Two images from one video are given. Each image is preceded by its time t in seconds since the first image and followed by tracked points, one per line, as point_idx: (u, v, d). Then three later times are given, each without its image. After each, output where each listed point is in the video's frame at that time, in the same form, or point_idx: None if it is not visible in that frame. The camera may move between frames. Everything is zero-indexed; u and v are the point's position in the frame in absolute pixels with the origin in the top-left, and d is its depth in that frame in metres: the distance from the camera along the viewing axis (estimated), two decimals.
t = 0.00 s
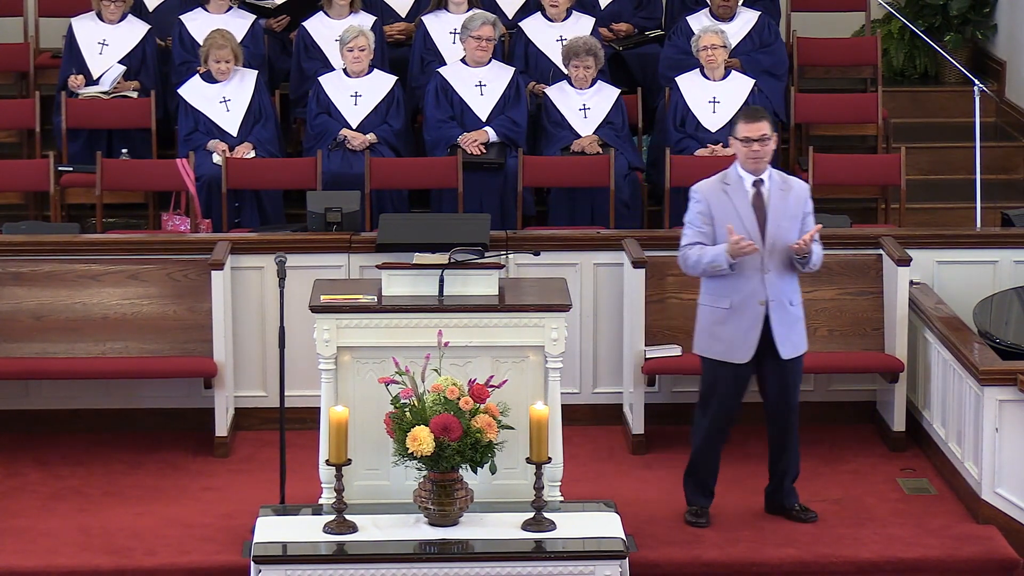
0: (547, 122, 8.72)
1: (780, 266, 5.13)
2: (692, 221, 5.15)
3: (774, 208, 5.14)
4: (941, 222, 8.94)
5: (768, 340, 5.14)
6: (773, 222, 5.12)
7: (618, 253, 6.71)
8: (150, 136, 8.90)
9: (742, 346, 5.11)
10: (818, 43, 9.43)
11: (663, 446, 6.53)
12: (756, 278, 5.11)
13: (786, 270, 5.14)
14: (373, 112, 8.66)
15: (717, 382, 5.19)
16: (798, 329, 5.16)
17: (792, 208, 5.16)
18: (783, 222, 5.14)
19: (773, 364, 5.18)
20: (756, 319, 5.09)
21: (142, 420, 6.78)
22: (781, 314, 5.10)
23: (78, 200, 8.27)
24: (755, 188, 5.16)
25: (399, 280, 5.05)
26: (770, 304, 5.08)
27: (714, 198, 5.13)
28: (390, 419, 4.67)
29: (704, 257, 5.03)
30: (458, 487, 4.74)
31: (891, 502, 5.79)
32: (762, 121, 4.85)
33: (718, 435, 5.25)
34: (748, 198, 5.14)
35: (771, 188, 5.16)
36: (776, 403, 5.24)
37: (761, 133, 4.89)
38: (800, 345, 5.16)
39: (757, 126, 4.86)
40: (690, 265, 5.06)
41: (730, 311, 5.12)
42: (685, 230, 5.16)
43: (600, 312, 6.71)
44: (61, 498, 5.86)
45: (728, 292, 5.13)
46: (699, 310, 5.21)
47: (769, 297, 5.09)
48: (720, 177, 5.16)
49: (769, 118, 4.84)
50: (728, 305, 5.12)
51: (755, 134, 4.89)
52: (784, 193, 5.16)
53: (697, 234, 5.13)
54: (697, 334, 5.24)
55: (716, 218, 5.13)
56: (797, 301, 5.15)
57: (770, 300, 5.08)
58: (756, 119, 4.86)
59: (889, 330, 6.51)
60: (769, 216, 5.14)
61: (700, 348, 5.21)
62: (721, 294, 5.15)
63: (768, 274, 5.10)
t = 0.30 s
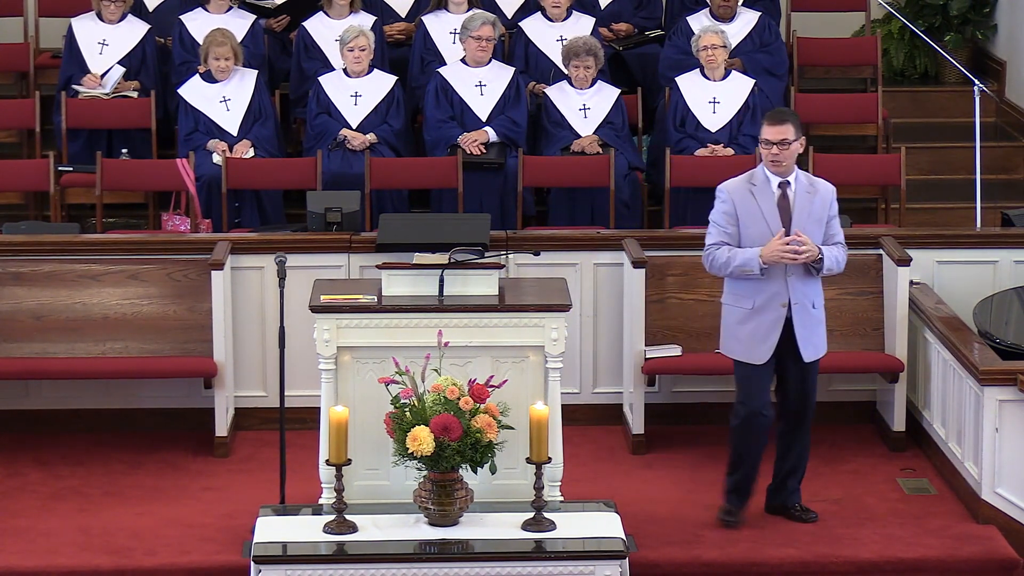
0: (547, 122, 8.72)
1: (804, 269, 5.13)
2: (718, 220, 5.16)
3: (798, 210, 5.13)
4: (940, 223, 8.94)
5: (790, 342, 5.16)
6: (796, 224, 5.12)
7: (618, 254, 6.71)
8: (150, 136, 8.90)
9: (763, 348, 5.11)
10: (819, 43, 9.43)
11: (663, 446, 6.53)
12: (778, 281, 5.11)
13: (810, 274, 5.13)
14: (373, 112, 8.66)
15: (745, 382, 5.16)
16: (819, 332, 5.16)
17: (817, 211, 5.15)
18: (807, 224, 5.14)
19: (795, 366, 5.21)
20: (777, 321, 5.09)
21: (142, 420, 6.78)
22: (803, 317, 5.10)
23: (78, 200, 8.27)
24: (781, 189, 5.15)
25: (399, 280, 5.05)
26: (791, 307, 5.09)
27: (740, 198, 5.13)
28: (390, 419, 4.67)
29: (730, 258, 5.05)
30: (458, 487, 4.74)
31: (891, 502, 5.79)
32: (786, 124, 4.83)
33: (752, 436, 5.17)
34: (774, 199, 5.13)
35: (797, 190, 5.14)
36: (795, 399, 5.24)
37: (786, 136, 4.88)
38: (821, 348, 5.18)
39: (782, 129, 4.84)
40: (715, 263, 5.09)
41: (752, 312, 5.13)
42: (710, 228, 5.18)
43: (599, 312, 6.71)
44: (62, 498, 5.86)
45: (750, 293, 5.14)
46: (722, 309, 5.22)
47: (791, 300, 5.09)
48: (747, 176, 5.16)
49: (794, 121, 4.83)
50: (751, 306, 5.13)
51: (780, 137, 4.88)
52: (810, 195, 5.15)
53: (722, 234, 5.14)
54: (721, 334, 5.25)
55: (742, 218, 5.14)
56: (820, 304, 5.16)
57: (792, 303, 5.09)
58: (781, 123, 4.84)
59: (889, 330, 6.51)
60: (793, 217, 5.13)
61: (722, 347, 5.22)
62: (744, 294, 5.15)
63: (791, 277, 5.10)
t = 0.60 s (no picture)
0: (547, 122, 8.72)
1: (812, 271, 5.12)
2: (725, 221, 5.16)
3: (805, 211, 5.13)
4: (939, 223, 8.95)
5: (798, 344, 5.16)
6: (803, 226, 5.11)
7: (618, 254, 6.71)
8: (149, 136, 8.90)
9: (771, 349, 5.11)
10: (819, 43, 9.43)
11: (663, 446, 6.53)
12: (786, 282, 5.10)
13: (818, 274, 5.10)
14: (373, 112, 8.66)
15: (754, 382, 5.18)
16: (828, 334, 5.16)
17: (825, 212, 5.15)
18: (814, 225, 5.14)
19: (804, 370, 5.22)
20: (785, 323, 5.09)
21: (142, 420, 6.78)
22: (812, 319, 5.10)
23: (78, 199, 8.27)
24: (788, 190, 5.14)
25: (399, 280, 5.05)
26: (799, 308, 5.08)
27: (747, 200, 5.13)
28: (390, 419, 4.67)
29: (738, 259, 5.05)
30: (458, 487, 4.74)
31: (891, 502, 5.79)
32: (789, 125, 4.83)
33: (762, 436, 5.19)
34: (780, 199, 5.13)
35: (805, 190, 5.14)
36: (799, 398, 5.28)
37: (790, 138, 4.87)
38: (830, 348, 5.17)
39: (786, 130, 4.84)
40: (722, 265, 5.09)
41: (760, 314, 5.13)
42: (717, 230, 5.18)
43: (599, 311, 6.71)
44: (62, 499, 5.86)
45: (758, 294, 5.14)
46: (730, 311, 5.23)
47: (799, 302, 5.09)
48: (754, 178, 5.15)
49: (797, 123, 4.81)
50: (758, 308, 5.13)
51: (784, 139, 4.87)
52: (818, 196, 5.14)
53: (728, 235, 5.15)
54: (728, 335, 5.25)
55: (748, 219, 5.14)
56: (829, 306, 5.15)
57: (800, 305, 5.08)
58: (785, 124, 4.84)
59: (890, 330, 6.51)
60: (801, 219, 5.13)
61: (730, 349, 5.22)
62: (752, 295, 5.15)
63: (798, 278, 5.09)
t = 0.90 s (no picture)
0: (547, 122, 8.72)
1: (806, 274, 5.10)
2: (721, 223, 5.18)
3: (801, 215, 5.12)
4: (939, 223, 8.95)
5: (793, 348, 5.13)
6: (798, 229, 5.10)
7: (618, 254, 6.71)
8: (150, 135, 8.90)
9: (762, 351, 5.11)
10: (819, 43, 9.43)
11: (663, 446, 6.53)
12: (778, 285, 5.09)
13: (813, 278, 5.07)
14: (373, 111, 8.66)
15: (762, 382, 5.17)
16: (824, 338, 5.11)
17: (822, 216, 5.12)
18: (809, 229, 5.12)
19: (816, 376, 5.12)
20: (776, 325, 5.08)
21: (142, 420, 6.78)
22: (805, 323, 5.07)
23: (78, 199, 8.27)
24: (785, 194, 5.14)
25: (400, 280, 5.05)
26: (791, 311, 5.06)
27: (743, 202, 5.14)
28: (390, 419, 4.67)
29: (731, 261, 5.06)
30: (458, 487, 4.74)
31: (891, 502, 5.79)
32: (786, 128, 4.82)
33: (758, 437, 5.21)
34: (776, 202, 5.13)
35: (802, 194, 5.13)
36: (807, 410, 5.17)
37: (788, 141, 4.86)
38: (830, 354, 5.12)
39: (783, 133, 4.83)
40: (716, 266, 5.11)
41: (753, 317, 5.13)
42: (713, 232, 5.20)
43: (599, 312, 6.72)
44: (62, 498, 5.86)
45: (751, 296, 5.13)
46: (726, 313, 5.24)
47: (790, 304, 5.07)
48: (751, 181, 5.17)
49: (795, 124, 4.82)
50: (751, 310, 5.13)
51: (781, 142, 4.87)
52: (815, 200, 5.13)
53: (724, 237, 5.16)
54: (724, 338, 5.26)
55: (744, 222, 5.15)
56: (825, 310, 5.10)
57: (791, 307, 5.07)
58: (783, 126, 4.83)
59: (889, 330, 6.51)
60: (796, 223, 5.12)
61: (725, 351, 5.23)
62: (745, 297, 5.15)
63: (791, 281, 5.07)
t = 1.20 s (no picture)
0: (546, 122, 8.72)
1: (810, 273, 5.08)
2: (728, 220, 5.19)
3: (807, 214, 5.09)
4: (939, 223, 8.95)
5: (794, 347, 5.13)
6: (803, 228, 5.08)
7: (618, 253, 6.71)
8: (150, 135, 8.90)
9: (764, 349, 5.12)
10: (819, 43, 9.43)
11: (663, 446, 6.53)
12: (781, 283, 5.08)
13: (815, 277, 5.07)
14: (373, 112, 8.66)
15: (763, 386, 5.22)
16: (828, 339, 5.09)
17: (829, 215, 5.09)
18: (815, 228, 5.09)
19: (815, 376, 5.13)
20: (778, 323, 5.08)
21: (142, 420, 6.78)
22: (807, 321, 5.06)
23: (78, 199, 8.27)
24: (792, 192, 5.12)
25: (400, 280, 5.05)
26: (793, 310, 5.06)
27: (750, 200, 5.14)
28: (390, 419, 4.67)
29: (733, 257, 5.06)
30: (458, 487, 4.74)
31: (891, 503, 5.78)
32: (797, 122, 4.84)
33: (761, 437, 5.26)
34: (782, 201, 5.11)
35: (809, 193, 5.10)
36: (811, 411, 5.18)
37: (798, 135, 4.88)
38: (832, 355, 5.09)
39: (794, 126, 4.85)
40: (720, 262, 5.12)
41: (757, 314, 5.13)
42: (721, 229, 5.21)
43: (599, 311, 6.72)
44: (62, 498, 5.86)
45: (756, 294, 5.14)
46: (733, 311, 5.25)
47: (792, 302, 5.06)
48: (760, 179, 5.15)
49: (805, 120, 4.84)
50: (754, 308, 5.13)
51: (791, 135, 4.88)
52: (822, 200, 5.09)
53: (729, 234, 5.17)
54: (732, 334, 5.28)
55: (750, 220, 5.14)
56: (830, 310, 5.08)
57: (793, 305, 5.06)
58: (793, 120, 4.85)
59: (889, 329, 6.51)
60: (802, 222, 5.09)
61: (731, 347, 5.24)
62: (751, 295, 5.16)
63: (794, 280, 5.07)
